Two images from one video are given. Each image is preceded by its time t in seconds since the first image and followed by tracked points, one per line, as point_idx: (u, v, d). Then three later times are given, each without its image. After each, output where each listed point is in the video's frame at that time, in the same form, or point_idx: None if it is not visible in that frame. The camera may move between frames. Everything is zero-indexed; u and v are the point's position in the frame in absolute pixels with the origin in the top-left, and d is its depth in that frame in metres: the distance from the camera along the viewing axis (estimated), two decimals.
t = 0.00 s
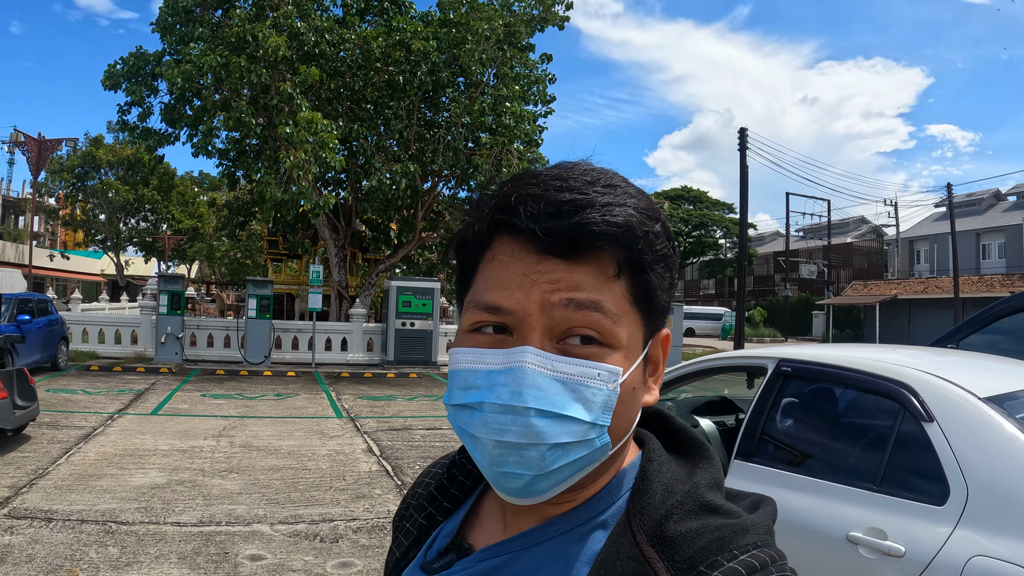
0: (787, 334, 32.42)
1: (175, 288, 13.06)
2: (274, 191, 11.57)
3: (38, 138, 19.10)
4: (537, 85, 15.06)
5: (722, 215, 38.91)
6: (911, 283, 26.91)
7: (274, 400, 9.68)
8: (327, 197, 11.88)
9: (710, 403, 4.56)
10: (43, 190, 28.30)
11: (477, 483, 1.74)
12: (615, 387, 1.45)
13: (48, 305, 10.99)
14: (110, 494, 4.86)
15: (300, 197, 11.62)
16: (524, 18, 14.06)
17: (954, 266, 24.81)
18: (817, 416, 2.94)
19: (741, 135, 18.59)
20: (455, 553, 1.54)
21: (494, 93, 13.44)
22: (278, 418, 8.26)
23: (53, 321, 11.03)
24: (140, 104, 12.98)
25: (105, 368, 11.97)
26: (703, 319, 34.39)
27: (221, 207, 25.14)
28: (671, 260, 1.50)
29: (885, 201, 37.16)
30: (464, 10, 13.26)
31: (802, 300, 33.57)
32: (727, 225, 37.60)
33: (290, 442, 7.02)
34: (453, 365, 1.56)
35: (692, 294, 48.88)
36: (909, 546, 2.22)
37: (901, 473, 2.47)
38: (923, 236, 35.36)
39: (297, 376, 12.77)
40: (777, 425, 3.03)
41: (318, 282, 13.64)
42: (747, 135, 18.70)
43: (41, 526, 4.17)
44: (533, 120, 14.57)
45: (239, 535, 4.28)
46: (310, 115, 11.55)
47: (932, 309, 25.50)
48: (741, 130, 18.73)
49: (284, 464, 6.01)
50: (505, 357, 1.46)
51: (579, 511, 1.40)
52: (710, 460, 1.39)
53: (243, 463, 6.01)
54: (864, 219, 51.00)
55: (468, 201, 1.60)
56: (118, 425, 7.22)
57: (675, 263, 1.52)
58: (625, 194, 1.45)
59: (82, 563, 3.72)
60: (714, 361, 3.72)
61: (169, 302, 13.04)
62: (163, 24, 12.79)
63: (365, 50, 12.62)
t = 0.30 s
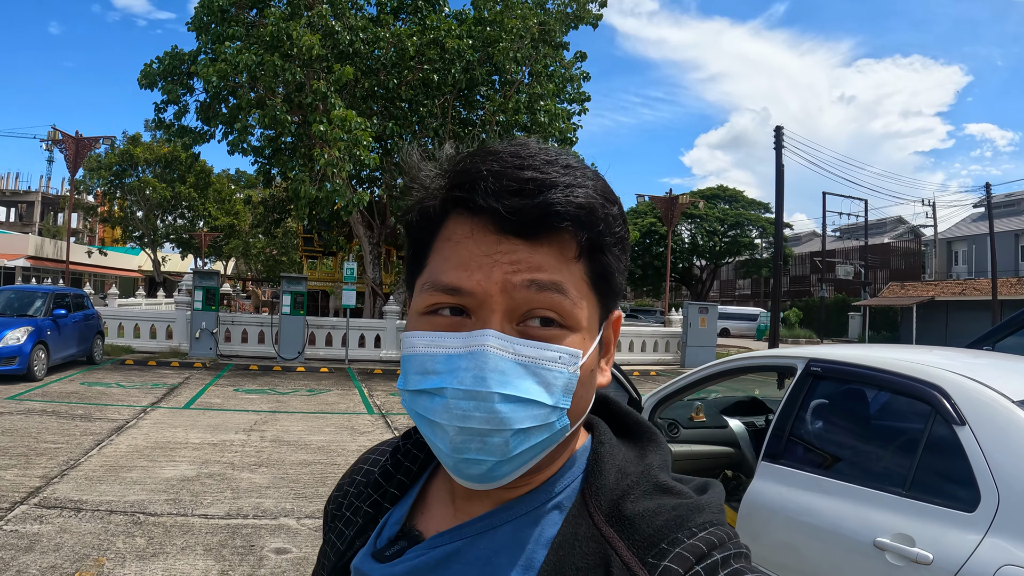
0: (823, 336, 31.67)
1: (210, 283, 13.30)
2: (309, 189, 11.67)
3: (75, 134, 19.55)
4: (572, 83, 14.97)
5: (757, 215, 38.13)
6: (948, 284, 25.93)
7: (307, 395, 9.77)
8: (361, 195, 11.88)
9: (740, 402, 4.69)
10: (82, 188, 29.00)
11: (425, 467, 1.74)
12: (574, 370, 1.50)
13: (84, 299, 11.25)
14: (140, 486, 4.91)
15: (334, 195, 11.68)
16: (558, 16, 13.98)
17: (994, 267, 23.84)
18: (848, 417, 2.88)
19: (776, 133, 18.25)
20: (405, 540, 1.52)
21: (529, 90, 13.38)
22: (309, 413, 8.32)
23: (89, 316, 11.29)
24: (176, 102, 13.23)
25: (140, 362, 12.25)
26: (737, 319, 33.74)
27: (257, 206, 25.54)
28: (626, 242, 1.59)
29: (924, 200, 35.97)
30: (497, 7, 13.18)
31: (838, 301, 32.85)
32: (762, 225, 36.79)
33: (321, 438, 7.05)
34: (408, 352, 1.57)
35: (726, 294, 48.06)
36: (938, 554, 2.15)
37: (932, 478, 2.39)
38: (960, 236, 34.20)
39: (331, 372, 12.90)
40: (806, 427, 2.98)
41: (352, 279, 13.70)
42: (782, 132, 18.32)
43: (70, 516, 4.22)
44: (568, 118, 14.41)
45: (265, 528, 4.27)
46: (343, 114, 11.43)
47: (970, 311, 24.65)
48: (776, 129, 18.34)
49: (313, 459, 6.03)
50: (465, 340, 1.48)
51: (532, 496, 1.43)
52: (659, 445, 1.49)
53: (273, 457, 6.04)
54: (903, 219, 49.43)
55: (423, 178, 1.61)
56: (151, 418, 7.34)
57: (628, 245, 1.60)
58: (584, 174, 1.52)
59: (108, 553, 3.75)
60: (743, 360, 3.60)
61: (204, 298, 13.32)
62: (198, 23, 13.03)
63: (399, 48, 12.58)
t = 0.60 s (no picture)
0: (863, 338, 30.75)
1: (248, 281, 13.49)
2: (346, 187, 11.73)
3: (116, 134, 20.07)
4: (609, 83, 14.83)
5: (796, 214, 37.27)
6: (991, 285, 24.37)
7: (342, 393, 9.83)
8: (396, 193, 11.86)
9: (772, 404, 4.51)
10: (123, 186, 29.77)
11: (392, 464, 1.79)
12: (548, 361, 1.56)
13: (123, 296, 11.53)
14: (173, 480, 4.96)
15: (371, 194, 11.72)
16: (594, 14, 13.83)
17: None
18: (883, 421, 2.74)
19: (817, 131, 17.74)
20: (375, 536, 1.57)
21: (565, 89, 13.27)
22: (344, 410, 8.35)
23: (128, 313, 11.59)
24: (214, 102, 13.47)
25: (178, 358, 12.50)
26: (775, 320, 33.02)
27: (294, 205, 25.91)
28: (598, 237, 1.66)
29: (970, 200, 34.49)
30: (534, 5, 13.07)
31: (878, 302, 31.94)
32: (801, 225, 35.89)
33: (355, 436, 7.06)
34: (385, 342, 1.61)
35: (764, 294, 47.06)
36: (969, 563, 2.05)
37: (964, 483, 2.27)
38: (1002, 237, 32.70)
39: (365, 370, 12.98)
40: (839, 430, 2.85)
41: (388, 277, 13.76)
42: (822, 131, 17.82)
43: (103, 508, 4.27)
44: (605, 118, 14.32)
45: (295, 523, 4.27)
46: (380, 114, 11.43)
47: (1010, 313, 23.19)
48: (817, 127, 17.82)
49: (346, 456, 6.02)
50: (441, 330, 1.53)
51: (501, 488, 1.47)
52: (629, 441, 1.55)
53: (306, 453, 6.05)
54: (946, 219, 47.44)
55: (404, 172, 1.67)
56: (187, 413, 7.45)
57: (602, 240, 1.66)
58: (559, 170, 1.59)
59: (140, 545, 3.77)
60: (779, 360, 3.44)
61: (241, 295, 13.54)
62: (236, 23, 13.29)
63: (435, 48, 12.60)
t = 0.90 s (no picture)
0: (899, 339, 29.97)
1: (283, 281, 13.62)
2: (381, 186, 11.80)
3: (154, 136, 20.51)
4: (643, 82, 14.74)
5: (832, 212, 36.48)
6: None
7: (376, 391, 9.87)
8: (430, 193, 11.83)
9: (804, 405, 4.35)
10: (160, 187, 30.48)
11: (412, 461, 1.74)
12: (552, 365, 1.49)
13: (159, 295, 11.77)
14: (208, 476, 5.01)
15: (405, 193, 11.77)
16: (628, 12, 13.71)
17: None
18: (918, 424, 2.61)
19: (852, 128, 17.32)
20: (388, 533, 1.52)
21: (598, 88, 13.20)
22: (377, 408, 8.37)
23: (164, 311, 11.84)
24: (249, 103, 13.71)
25: (213, 356, 12.71)
26: (810, 320, 32.39)
27: (329, 204, 26.23)
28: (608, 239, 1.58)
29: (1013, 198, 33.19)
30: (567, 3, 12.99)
31: (915, 302, 31.13)
32: (837, 223, 35.10)
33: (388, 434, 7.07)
34: (391, 345, 1.58)
35: (800, 294, 46.17)
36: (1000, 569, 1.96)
37: (997, 487, 2.17)
38: None
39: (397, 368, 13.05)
40: (871, 432, 2.71)
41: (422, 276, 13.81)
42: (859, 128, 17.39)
43: (139, 503, 4.33)
44: (639, 117, 14.24)
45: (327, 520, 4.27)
46: (414, 113, 11.45)
47: None
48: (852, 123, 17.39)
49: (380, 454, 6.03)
50: (443, 336, 1.49)
51: (512, 489, 1.41)
52: (643, 445, 1.47)
53: (340, 451, 6.07)
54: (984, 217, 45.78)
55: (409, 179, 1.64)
56: (222, 411, 7.55)
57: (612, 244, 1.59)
58: (563, 172, 1.52)
59: (174, 540, 3.80)
60: (813, 361, 3.31)
61: (277, 294, 13.66)
62: (270, 26, 13.47)
63: (468, 48, 12.60)
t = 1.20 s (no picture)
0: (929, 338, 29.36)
1: (311, 280, 13.82)
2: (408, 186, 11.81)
3: (182, 138, 20.78)
4: (668, 79, 14.63)
5: (860, 209, 35.86)
6: None
7: (402, 390, 9.88)
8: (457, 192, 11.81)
9: (832, 405, 4.24)
10: (188, 188, 30.97)
11: (442, 462, 1.70)
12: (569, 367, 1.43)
13: (187, 295, 11.94)
14: (236, 474, 5.04)
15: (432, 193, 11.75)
16: (654, 10, 13.61)
17: None
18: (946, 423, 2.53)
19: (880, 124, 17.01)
20: (418, 535, 1.48)
21: (625, 87, 13.11)
22: (404, 407, 8.38)
23: (193, 310, 12.00)
24: (276, 105, 13.83)
25: (242, 355, 12.85)
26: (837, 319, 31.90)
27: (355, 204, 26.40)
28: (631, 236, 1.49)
29: None
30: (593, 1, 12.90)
31: (945, 300, 30.52)
32: (866, 220, 34.47)
33: (415, 433, 7.06)
34: (413, 344, 1.57)
35: (828, 292, 45.46)
36: None
37: None
38: None
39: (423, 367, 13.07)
40: (898, 431, 2.63)
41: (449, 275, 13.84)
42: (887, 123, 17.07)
43: (169, 501, 4.37)
44: (666, 115, 14.13)
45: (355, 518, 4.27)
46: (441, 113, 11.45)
47: None
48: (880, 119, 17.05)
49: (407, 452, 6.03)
50: (459, 335, 1.46)
51: (540, 492, 1.37)
52: (673, 446, 1.41)
53: (368, 449, 6.09)
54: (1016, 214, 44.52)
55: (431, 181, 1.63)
56: (250, 409, 7.62)
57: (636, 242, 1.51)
58: (580, 170, 1.45)
59: (204, 537, 3.83)
60: (838, 360, 3.24)
61: (304, 294, 13.83)
62: (296, 28, 13.55)
63: (493, 46, 12.55)
